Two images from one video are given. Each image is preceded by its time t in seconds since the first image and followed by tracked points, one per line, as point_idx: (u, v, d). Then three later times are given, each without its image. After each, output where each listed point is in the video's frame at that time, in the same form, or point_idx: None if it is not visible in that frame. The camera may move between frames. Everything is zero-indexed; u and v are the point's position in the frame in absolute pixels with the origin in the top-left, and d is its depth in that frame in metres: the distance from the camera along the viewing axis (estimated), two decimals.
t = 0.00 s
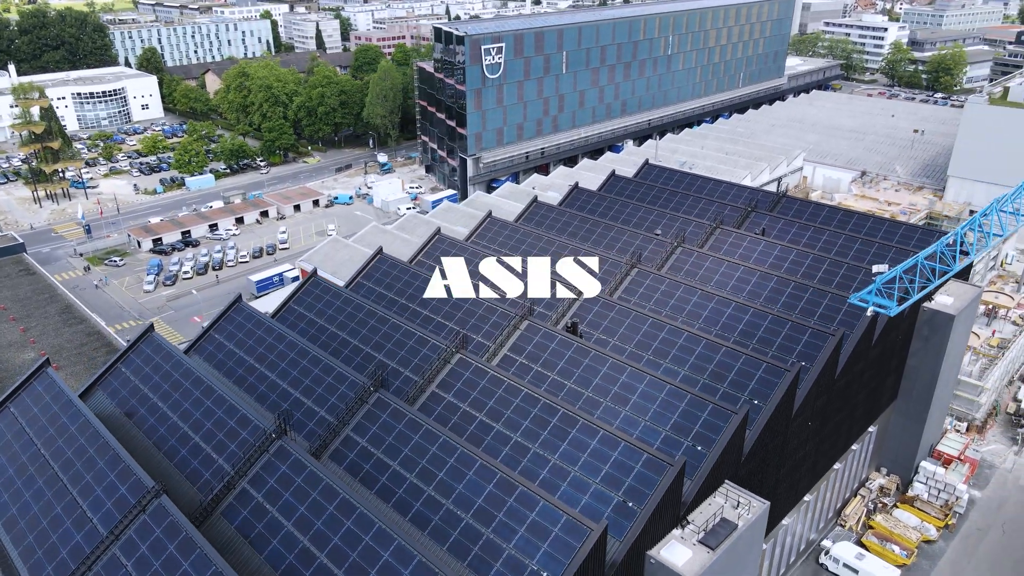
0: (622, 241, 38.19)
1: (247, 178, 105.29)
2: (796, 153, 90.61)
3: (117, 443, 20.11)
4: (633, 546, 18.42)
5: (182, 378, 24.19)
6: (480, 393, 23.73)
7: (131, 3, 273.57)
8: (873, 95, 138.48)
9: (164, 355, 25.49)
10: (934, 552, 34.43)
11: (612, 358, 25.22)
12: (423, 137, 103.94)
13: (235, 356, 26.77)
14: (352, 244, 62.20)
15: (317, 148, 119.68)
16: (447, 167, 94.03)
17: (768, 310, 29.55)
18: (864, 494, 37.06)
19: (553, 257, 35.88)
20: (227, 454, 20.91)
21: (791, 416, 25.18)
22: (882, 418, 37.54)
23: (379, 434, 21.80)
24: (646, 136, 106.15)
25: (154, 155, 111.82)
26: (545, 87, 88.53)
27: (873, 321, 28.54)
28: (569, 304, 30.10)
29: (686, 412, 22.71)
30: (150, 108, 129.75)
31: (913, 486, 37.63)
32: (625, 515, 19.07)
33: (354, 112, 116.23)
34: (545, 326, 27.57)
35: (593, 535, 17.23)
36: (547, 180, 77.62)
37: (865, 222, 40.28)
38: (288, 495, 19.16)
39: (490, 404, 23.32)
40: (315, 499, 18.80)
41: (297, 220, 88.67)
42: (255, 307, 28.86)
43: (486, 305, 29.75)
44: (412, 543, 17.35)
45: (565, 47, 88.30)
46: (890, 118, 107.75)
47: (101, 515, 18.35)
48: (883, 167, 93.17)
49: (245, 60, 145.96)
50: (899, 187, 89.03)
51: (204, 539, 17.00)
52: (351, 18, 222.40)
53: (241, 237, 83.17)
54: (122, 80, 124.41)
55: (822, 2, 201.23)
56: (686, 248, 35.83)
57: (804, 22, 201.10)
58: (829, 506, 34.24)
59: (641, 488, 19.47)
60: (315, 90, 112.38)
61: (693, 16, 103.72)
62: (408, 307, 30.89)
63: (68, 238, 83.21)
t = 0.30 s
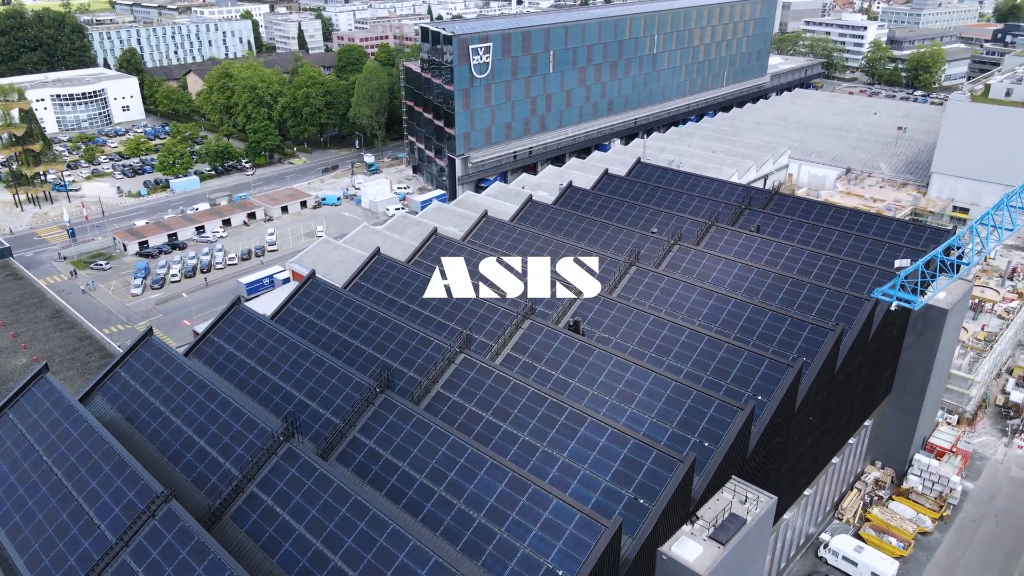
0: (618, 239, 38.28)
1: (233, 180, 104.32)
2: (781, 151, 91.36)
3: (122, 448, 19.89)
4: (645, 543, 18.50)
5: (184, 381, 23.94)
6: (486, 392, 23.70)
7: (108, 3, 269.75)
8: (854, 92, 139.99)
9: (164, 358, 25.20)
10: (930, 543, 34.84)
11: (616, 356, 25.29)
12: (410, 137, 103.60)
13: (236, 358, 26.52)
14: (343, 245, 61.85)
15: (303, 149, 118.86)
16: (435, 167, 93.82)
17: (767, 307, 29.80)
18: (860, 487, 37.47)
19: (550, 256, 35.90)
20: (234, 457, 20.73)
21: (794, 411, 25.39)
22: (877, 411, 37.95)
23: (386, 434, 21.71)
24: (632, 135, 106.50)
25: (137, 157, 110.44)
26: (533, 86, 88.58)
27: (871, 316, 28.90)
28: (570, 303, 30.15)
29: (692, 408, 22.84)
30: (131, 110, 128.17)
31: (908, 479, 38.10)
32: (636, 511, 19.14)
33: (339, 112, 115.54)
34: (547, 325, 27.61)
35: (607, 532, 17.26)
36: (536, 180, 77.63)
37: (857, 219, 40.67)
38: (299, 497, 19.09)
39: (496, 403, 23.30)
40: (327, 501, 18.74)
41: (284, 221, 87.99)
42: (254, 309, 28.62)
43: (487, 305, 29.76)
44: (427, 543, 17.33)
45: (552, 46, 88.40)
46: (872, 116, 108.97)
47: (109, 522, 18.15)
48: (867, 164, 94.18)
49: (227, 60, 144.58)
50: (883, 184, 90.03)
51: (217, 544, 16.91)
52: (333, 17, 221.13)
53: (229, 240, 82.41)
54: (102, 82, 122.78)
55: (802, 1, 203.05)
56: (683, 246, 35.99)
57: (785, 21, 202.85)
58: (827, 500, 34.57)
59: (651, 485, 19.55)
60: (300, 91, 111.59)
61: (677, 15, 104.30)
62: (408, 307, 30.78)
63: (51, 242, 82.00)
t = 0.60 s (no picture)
0: (615, 238, 38.40)
1: (218, 182, 103.37)
2: (767, 149, 92.14)
3: (128, 454, 19.66)
4: (658, 539, 18.58)
5: (187, 385, 23.67)
6: (492, 392, 23.68)
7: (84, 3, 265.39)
8: (836, 91, 141.49)
9: (165, 361, 24.92)
10: (926, 535, 35.28)
11: (620, 354, 25.37)
12: (397, 137, 103.23)
13: (237, 362, 26.27)
14: (334, 246, 61.50)
15: (288, 150, 118.05)
16: (423, 167, 93.64)
17: (766, 303, 30.05)
18: (856, 481, 37.86)
19: (548, 254, 35.95)
20: (242, 461, 20.53)
21: (796, 406, 25.62)
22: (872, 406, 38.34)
23: (394, 436, 21.63)
24: (618, 134, 106.84)
25: (120, 159, 109.08)
26: (520, 86, 88.61)
27: (868, 311, 29.26)
28: (570, 303, 30.18)
29: (699, 405, 22.96)
30: (112, 111, 126.52)
31: (902, 472, 38.56)
32: (648, 508, 19.22)
33: (325, 113, 114.88)
34: (550, 324, 27.64)
35: (622, 530, 17.32)
36: (525, 180, 77.73)
37: (850, 215, 41.09)
38: (310, 500, 19.00)
39: (502, 402, 23.28)
40: (338, 503, 18.68)
41: (272, 223, 87.32)
42: (254, 311, 28.39)
43: (488, 304, 29.76)
44: (442, 544, 17.34)
45: (539, 46, 88.48)
46: (855, 114, 110.19)
47: (117, 529, 17.95)
48: (851, 161, 95.17)
49: (209, 61, 143.24)
50: (868, 181, 90.98)
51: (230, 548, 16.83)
52: (314, 18, 219.81)
53: (217, 242, 81.64)
54: (82, 83, 121.16)
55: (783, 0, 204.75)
56: (680, 244, 36.20)
57: (766, 20, 204.45)
58: (824, 494, 34.92)
59: (661, 482, 19.64)
60: (285, 91, 110.72)
61: (662, 15, 104.84)
62: (408, 308, 30.70)
63: (35, 246, 80.82)
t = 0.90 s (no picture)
0: (611, 236, 38.50)
1: (203, 184, 102.30)
2: (753, 147, 92.80)
3: (133, 459, 19.44)
4: (669, 536, 18.69)
5: (189, 388, 23.41)
6: (498, 392, 23.65)
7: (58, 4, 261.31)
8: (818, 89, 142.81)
9: (165, 365, 24.63)
10: (921, 527, 35.74)
11: (624, 352, 25.44)
12: (383, 138, 102.82)
13: (238, 365, 26.04)
14: (325, 247, 61.11)
15: (273, 152, 117.17)
16: (411, 167, 93.35)
17: (764, 299, 30.29)
18: (852, 475, 38.24)
19: (546, 254, 35.95)
20: (249, 464, 20.34)
21: (799, 402, 25.85)
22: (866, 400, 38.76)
23: (402, 437, 21.54)
24: (605, 133, 107.14)
25: (102, 162, 107.70)
26: (508, 86, 88.60)
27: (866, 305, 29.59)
28: (570, 302, 30.23)
29: (704, 401, 23.11)
30: (92, 113, 124.85)
31: (897, 465, 39.00)
32: (659, 505, 19.31)
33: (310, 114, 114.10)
34: (552, 323, 27.66)
35: (637, 527, 17.36)
36: (515, 180, 77.71)
37: (841, 211, 41.50)
38: (321, 503, 18.89)
39: (509, 402, 23.27)
40: (350, 505, 18.59)
41: (259, 225, 86.59)
42: (254, 314, 28.17)
43: (490, 304, 29.73)
44: (458, 545, 17.28)
45: (526, 45, 88.53)
46: (837, 111, 111.36)
47: (126, 535, 17.76)
48: (836, 159, 96.11)
49: (190, 62, 141.80)
50: (853, 178, 91.88)
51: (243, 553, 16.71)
52: (295, 18, 218.16)
53: (204, 244, 80.82)
54: (61, 85, 119.43)
55: None
56: (676, 242, 36.34)
57: (746, 19, 205.98)
58: (822, 489, 35.23)
59: (672, 479, 19.72)
60: (270, 92, 109.76)
61: (647, 14, 105.30)
62: (408, 309, 30.63)
63: (17, 250, 79.59)
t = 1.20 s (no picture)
0: (608, 235, 38.59)
1: (188, 186, 101.23)
2: (739, 145, 93.38)
3: (139, 464, 19.22)
4: (682, 532, 18.78)
5: (192, 391, 23.17)
6: (504, 391, 23.64)
7: (32, 5, 256.66)
8: (800, 87, 144.19)
9: (166, 369, 24.35)
10: (917, 519, 36.19)
11: (628, 349, 25.53)
12: (370, 138, 102.30)
13: (240, 367, 25.84)
14: (316, 248, 60.70)
15: (259, 153, 116.22)
16: (399, 167, 93.01)
17: (762, 296, 30.53)
18: (848, 468, 38.66)
19: (543, 253, 35.95)
20: (257, 468, 20.17)
21: (800, 397, 26.13)
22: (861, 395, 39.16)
23: (410, 437, 21.47)
24: (591, 132, 107.40)
25: (84, 164, 106.24)
26: (495, 85, 88.57)
27: (863, 301, 29.92)
28: (570, 301, 30.29)
29: (709, 397, 23.30)
30: (72, 115, 123.27)
31: (891, 458, 39.43)
32: (670, 501, 19.40)
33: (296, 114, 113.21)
34: (554, 321, 27.70)
35: (651, 523, 17.41)
36: (505, 180, 77.75)
37: (834, 208, 41.93)
38: (332, 505, 18.79)
39: (515, 401, 23.28)
40: (362, 507, 18.50)
41: (247, 226, 85.78)
42: (254, 316, 27.97)
43: (491, 303, 29.70)
44: (474, 544, 17.25)
45: (513, 45, 88.50)
46: (820, 109, 112.50)
47: (136, 541, 17.59)
48: (821, 156, 97.02)
49: (171, 63, 140.17)
50: (838, 175, 92.75)
51: (257, 558, 16.61)
52: (276, 18, 216.28)
53: (191, 247, 79.99)
54: (40, 87, 117.65)
55: None
56: (673, 240, 36.47)
57: (728, 18, 207.42)
58: (819, 483, 35.56)
59: (682, 474, 19.85)
60: (254, 93, 108.79)
61: (631, 13, 105.69)
62: (408, 309, 30.58)
63: None
